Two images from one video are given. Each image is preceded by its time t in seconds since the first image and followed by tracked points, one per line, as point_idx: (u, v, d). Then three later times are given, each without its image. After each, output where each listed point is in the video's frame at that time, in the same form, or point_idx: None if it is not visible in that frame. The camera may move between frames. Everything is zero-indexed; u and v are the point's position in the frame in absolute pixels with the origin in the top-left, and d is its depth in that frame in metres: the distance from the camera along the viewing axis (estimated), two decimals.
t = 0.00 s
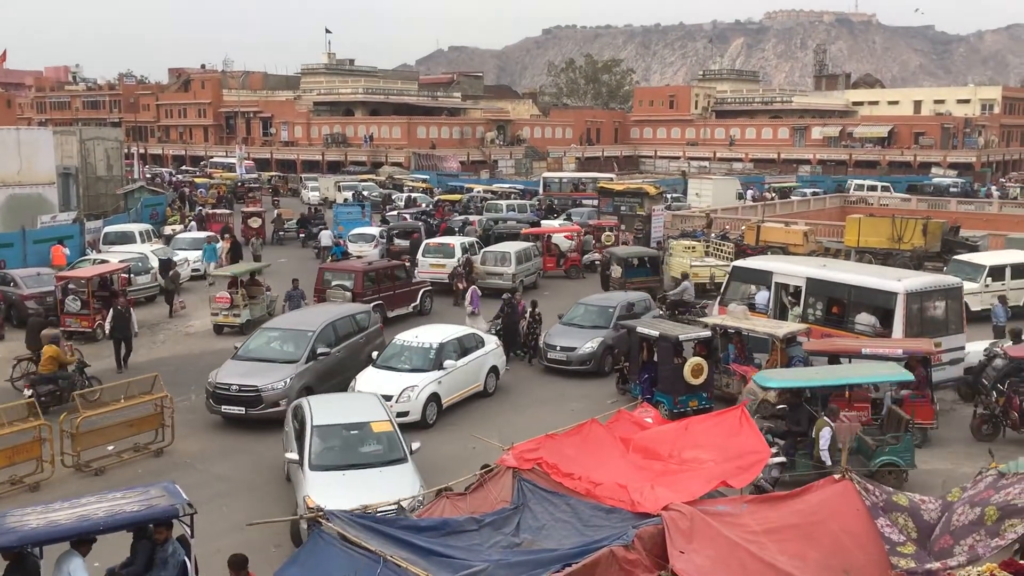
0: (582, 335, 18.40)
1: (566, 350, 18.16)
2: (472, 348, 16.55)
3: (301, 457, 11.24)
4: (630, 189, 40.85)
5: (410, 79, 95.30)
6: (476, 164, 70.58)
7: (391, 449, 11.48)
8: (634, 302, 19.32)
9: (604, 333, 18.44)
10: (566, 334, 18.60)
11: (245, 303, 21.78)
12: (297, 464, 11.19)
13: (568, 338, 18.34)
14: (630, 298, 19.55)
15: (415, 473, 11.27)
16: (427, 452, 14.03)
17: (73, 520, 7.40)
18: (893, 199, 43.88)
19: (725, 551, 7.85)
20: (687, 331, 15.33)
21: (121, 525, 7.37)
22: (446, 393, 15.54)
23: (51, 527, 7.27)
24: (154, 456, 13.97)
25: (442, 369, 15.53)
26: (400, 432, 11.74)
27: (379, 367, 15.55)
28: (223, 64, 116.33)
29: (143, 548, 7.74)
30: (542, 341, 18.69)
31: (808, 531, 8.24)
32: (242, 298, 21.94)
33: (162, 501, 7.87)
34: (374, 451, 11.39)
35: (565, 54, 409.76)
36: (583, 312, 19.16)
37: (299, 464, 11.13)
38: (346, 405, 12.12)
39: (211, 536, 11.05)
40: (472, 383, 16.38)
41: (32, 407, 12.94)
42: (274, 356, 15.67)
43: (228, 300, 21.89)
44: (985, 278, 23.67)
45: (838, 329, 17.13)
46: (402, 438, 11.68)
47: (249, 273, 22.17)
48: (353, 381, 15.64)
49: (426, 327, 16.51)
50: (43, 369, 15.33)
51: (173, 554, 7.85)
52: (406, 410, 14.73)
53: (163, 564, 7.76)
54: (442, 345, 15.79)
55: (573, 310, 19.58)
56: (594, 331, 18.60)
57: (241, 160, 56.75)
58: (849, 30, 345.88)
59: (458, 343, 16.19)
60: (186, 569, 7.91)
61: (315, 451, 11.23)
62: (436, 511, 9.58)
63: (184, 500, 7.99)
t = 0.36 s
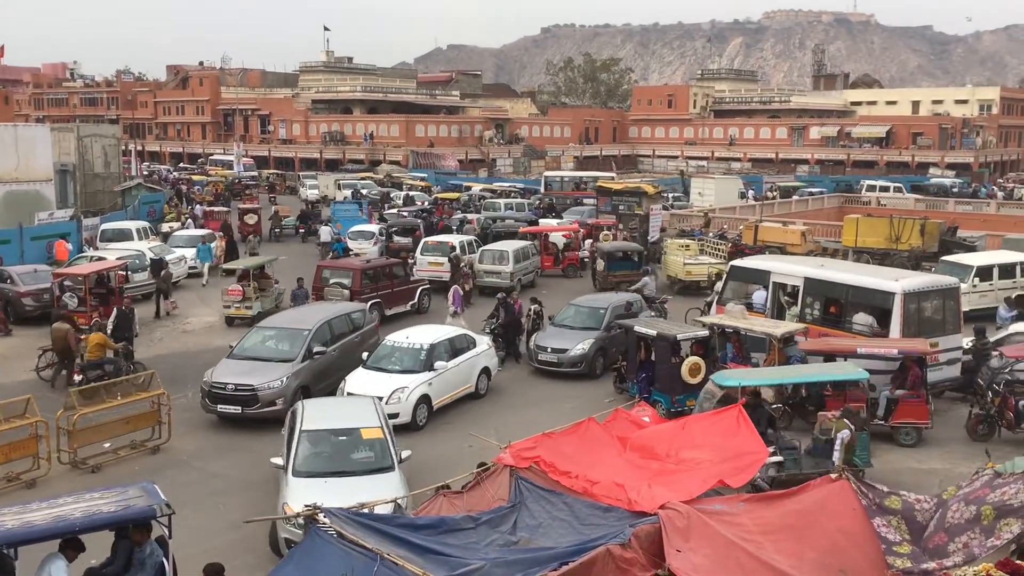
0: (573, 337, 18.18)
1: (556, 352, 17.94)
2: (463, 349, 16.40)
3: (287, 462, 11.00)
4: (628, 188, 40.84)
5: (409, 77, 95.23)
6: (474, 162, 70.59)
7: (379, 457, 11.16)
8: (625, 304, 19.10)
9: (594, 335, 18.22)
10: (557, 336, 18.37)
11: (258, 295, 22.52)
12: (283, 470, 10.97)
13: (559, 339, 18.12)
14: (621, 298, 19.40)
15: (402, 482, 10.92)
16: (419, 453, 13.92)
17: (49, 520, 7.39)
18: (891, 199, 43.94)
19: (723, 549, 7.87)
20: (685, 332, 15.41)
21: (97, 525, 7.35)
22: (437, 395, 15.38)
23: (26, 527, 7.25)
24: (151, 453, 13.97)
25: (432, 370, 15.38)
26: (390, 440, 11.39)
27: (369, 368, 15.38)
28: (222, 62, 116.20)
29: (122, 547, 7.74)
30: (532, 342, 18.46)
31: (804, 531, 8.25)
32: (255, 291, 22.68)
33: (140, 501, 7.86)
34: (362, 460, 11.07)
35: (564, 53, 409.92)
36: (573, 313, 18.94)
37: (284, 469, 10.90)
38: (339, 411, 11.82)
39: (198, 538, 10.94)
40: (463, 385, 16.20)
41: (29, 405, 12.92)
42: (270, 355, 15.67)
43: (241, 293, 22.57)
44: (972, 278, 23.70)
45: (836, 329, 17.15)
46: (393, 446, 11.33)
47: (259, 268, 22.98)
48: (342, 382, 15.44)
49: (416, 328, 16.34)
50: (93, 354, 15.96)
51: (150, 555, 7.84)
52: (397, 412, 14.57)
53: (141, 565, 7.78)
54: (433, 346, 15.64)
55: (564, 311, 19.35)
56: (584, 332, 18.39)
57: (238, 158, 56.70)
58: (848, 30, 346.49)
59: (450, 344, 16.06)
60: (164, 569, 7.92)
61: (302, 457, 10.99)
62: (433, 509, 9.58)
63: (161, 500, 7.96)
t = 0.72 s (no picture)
0: (561, 340, 17.94)
1: (546, 355, 17.71)
2: (454, 352, 16.22)
3: (269, 468, 10.75)
4: (625, 188, 40.82)
5: (406, 76, 95.20)
6: (471, 162, 70.60)
7: (364, 467, 10.80)
8: (616, 307, 18.94)
9: (583, 338, 18.03)
10: (547, 338, 18.14)
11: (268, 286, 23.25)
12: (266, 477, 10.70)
13: (548, 342, 17.90)
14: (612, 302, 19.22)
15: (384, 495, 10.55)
16: (413, 456, 13.72)
17: (18, 523, 7.33)
18: (887, 200, 44.00)
19: (719, 549, 7.88)
20: (683, 331, 15.53)
21: (65, 528, 7.28)
22: (426, 399, 15.12)
23: None
24: (147, 453, 13.95)
25: (421, 374, 15.11)
26: (377, 451, 11.02)
27: (357, 372, 15.14)
28: (219, 61, 116.05)
29: (90, 552, 7.63)
30: (521, 346, 18.22)
31: (801, 532, 8.27)
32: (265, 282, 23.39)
33: (109, 503, 7.78)
34: (344, 470, 10.73)
35: (561, 53, 410.28)
36: (562, 316, 18.75)
37: (267, 476, 10.65)
38: (328, 417, 11.51)
39: (171, 547, 10.66)
40: (453, 388, 15.97)
41: (24, 404, 12.86)
42: (267, 354, 15.66)
43: (251, 284, 23.30)
44: (961, 278, 23.67)
45: (833, 329, 17.17)
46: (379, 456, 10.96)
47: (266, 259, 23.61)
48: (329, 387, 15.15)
49: (404, 330, 16.08)
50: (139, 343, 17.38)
51: (121, 558, 7.72)
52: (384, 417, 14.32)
53: (111, 569, 7.65)
54: (422, 348, 15.40)
55: (552, 314, 19.16)
56: (573, 335, 18.18)
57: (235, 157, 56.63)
58: (845, 30, 347.15)
59: (439, 346, 15.84)
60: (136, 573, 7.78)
61: (285, 464, 10.72)
62: (429, 509, 9.59)
63: (132, 502, 7.90)
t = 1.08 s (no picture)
0: (549, 341, 17.71)
1: (534, 356, 17.45)
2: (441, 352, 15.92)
3: (249, 473, 10.59)
4: (620, 185, 40.88)
5: (401, 73, 95.15)
6: (466, 159, 70.60)
7: (343, 473, 10.51)
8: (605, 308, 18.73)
9: (572, 339, 17.79)
10: (536, 339, 17.91)
11: (273, 279, 24.17)
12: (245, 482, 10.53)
13: (536, 343, 17.66)
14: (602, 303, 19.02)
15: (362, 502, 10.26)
16: (407, 456, 13.63)
17: None
18: (881, 199, 44.09)
19: (714, 547, 7.90)
20: (678, 330, 15.60)
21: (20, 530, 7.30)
22: (413, 401, 14.86)
23: None
24: (141, 450, 13.93)
25: (408, 375, 14.85)
26: (359, 456, 10.72)
27: (343, 372, 14.92)
28: (214, 57, 115.77)
29: (52, 552, 7.56)
30: (509, 347, 17.96)
31: (795, 529, 8.29)
32: (270, 275, 24.29)
33: (69, 504, 7.80)
34: (323, 476, 10.47)
35: (557, 51, 410.35)
36: (550, 317, 18.51)
37: (245, 482, 10.48)
38: (312, 422, 11.28)
39: (134, 555, 10.32)
40: (440, 390, 15.70)
41: (18, 401, 12.81)
42: (262, 351, 15.65)
43: (257, 277, 24.04)
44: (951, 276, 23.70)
45: (826, 327, 17.20)
46: (360, 462, 10.65)
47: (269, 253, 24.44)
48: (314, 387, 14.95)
49: (391, 331, 15.84)
50: (176, 327, 18.46)
51: (80, 559, 7.56)
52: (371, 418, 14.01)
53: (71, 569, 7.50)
54: (408, 349, 15.13)
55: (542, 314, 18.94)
56: (562, 335, 17.94)
57: (229, 153, 56.50)
58: (840, 30, 347.83)
59: (426, 348, 15.55)
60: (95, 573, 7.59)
61: (264, 470, 10.54)
62: (424, 506, 9.60)
63: (91, 503, 7.89)
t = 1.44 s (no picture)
0: (544, 338, 17.46)
1: (528, 353, 17.25)
2: (432, 350, 15.69)
3: (233, 473, 10.39)
4: (622, 179, 40.83)
5: (403, 67, 95.00)
6: (468, 153, 70.56)
7: (328, 476, 10.23)
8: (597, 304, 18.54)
9: (566, 336, 17.56)
10: (530, 336, 17.66)
11: (284, 267, 24.99)
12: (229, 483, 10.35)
13: (531, 340, 17.43)
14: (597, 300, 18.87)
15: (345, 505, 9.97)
16: (407, 452, 13.61)
17: None
18: (884, 193, 44.01)
19: (715, 541, 7.89)
20: (678, 323, 15.53)
21: None
22: (403, 400, 14.59)
23: None
24: (142, 443, 13.95)
25: (399, 374, 14.58)
26: (345, 459, 10.43)
27: (332, 371, 14.60)
28: (216, 50, 115.62)
29: (8, 552, 7.67)
30: (503, 343, 17.75)
31: (797, 524, 8.29)
32: (281, 263, 25.07)
33: (25, 503, 7.87)
34: (307, 478, 10.21)
35: (559, 45, 409.51)
36: (545, 313, 18.32)
37: (228, 483, 10.28)
38: (301, 422, 11.06)
39: (119, 554, 10.19)
40: (431, 389, 15.47)
41: (19, 393, 12.81)
42: (264, 344, 15.65)
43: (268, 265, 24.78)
44: (953, 272, 23.60)
45: (823, 321, 17.19)
46: (345, 465, 10.36)
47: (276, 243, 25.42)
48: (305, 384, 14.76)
49: (380, 329, 15.56)
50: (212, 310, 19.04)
51: (36, 559, 7.65)
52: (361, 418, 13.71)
53: (26, 569, 7.60)
54: (399, 348, 14.89)
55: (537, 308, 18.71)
56: (557, 332, 17.71)
57: (231, 146, 56.46)
58: (843, 24, 346.86)
59: (418, 347, 15.31)
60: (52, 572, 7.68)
61: (248, 470, 10.35)
62: (426, 500, 9.61)
63: (48, 503, 7.96)
